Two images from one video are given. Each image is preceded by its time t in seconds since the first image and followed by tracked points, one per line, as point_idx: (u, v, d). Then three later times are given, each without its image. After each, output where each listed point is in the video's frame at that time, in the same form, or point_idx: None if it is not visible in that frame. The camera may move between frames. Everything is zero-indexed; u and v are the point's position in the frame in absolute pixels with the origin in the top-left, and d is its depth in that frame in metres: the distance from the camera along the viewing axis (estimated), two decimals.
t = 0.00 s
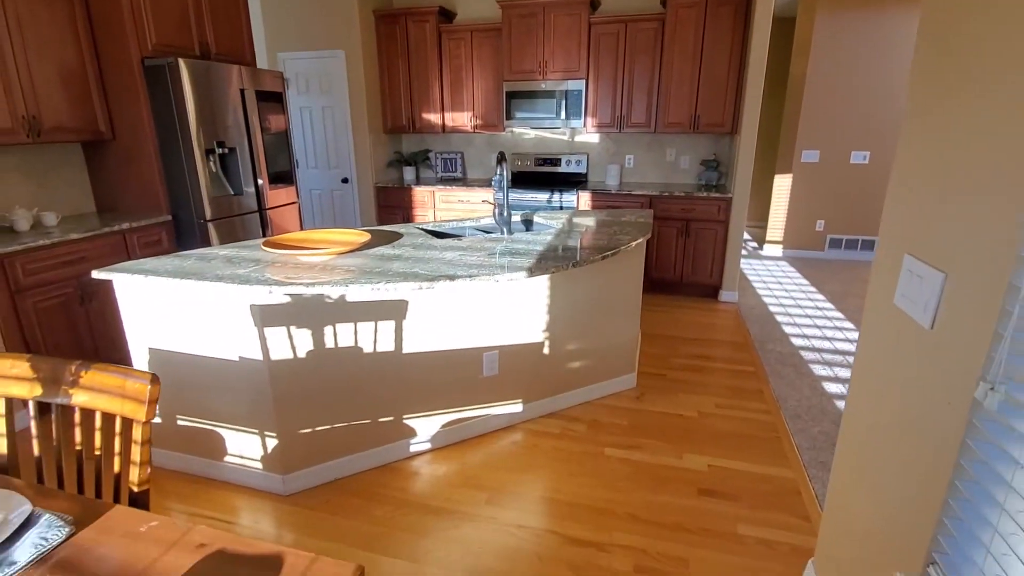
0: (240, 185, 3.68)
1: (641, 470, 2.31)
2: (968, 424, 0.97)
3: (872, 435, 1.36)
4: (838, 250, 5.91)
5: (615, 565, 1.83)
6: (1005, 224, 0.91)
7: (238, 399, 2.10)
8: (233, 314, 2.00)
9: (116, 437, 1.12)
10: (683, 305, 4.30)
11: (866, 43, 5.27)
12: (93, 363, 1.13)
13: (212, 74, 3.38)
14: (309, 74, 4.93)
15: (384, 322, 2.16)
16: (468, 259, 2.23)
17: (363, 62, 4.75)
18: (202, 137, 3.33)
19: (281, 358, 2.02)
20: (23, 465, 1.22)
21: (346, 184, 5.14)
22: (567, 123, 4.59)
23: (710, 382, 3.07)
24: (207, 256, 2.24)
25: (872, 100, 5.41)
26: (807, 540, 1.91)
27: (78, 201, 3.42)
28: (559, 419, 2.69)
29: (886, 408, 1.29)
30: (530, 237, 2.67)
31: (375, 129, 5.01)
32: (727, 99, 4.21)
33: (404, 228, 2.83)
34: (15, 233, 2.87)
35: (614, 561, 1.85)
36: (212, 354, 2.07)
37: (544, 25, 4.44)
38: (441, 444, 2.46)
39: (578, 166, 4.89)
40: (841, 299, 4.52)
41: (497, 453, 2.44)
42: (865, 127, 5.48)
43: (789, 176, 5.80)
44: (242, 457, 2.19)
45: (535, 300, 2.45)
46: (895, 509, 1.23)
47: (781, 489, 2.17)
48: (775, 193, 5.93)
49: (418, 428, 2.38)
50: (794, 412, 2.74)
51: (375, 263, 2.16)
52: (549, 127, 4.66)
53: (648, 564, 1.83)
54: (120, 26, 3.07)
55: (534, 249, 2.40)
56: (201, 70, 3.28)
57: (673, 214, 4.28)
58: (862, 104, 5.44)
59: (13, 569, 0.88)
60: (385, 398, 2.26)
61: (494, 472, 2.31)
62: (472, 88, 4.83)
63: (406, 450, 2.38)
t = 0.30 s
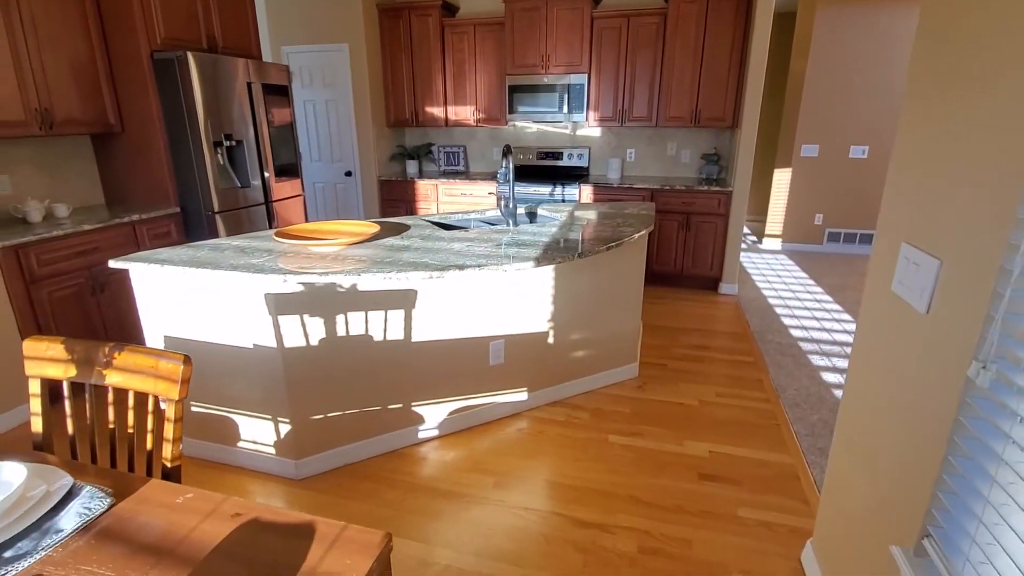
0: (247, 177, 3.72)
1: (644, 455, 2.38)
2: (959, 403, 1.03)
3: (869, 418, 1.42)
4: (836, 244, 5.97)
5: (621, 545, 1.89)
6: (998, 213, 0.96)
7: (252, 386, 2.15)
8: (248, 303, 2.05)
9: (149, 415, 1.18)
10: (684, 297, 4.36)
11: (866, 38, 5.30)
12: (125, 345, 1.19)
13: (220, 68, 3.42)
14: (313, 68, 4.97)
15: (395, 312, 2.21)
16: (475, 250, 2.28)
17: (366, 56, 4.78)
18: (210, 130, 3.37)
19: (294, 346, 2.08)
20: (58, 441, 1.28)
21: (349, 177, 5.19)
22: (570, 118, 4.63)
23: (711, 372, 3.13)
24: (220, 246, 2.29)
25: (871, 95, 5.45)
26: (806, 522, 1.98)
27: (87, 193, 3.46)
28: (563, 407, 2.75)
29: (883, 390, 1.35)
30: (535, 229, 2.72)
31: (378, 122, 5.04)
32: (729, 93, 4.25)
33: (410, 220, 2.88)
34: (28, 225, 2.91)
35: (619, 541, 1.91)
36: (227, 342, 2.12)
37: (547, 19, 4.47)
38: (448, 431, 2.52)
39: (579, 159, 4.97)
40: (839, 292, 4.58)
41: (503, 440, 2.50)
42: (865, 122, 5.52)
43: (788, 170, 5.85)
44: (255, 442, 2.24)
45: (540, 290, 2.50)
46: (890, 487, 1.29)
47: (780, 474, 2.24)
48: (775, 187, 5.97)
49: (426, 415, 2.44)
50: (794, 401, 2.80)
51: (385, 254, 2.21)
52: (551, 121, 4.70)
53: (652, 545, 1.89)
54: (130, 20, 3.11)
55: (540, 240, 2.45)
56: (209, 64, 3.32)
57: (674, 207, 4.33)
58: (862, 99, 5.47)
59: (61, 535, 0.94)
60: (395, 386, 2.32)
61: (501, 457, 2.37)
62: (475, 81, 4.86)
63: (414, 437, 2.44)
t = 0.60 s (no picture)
0: (256, 168, 3.76)
1: (651, 438, 2.45)
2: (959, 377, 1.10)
3: (873, 396, 1.49)
4: (835, 235, 6.04)
5: (631, 523, 1.96)
6: (998, 198, 1.02)
7: (270, 371, 2.21)
8: (268, 290, 2.10)
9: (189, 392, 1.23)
10: (686, 287, 4.43)
11: (866, 31, 5.35)
12: (166, 325, 1.24)
13: (229, 58, 3.44)
14: (317, 59, 5.02)
15: (409, 299, 2.26)
16: (488, 238, 2.34)
17: (371, 47, 4.81)
18: (219, 120, 3.41)
19: (312, 332, 2.13)
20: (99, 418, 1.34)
21: (354, 169, 5.24)
22: (573, 109, 4.66)
23: (714, 359, 3.21)
24: (237, 235, 2.33)
25: (872, 87, 5.50)
26: (809, 500, 2.06)
27: (97, 184, 3.49)
28: (571, 393, 2.82)
29: (886, 369, 1.42)
30: (544, 219, 2.77)
31: (383, 113, 5.07)
32: (731, 86, 4.29)
33: (421, 210, 2.92)
34: (42, 214, 2.95)
35: (629, 519, 1.98)
36: (246, 328, 2.17)
37: (551, 11, 4.50)
38: (460, 415, 2.59)
39: (583, 151, 4.99)
40: (839, 282, 4.65)
41: (514, 424, 2.56)
42: (865, 114, 5.58)
43: (788, 162, 5.91)
44: (274, 426, 2.30)
45: (549, 278, 2.56)
46: (891, 460, 1.36)
47: (783, 455, 2.31)
48: (775, 179, 6.03)
49: (438, 400, 2.50)
50: (795, 386, 2.88)
51: (400, 242, 2.26)
52: (555, 113, 4.73)
53: (661, 522, 1.97)
54: (142, 10, 3.14)
55: (550, 230, 2.50)
56: (218, 54, 3.35)
57: (676, 198, 4.39)
58: (862, 91, 5.52)
59: (118, 502, 1.00)
60: (409, 372, 2.38)
61: (512, 440, 2.44)
62: (479, 73, 4.88)
63: (427, 421, 2.51)
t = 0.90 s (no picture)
0: (268, 160, 3.81)
1: (660, 424, 2.51)
2: (963, 359, 1.14)
3: (876, 381, 1.54)
4: (839, 228, 6.07)
5: (642, 504, 2.03)
6: (1002, 186, 1.07)
7: (290, 357, 2.26)
8: (288, 278, 2.15)
9: (227, 371, 1.29)
10: (692, 279, 4.48)
11: (873, 23, 5.35)
12: (204, 308, 1.29)
13: (241, 50, 3.48)
14: (325, 51, 5.05)
15: (425, 287, 2.31)
16: (502, 228, 2.39)
17: (379, 39, 4.84)
18: (232, 111, 3.45)
19: (332, 319, 2.19)
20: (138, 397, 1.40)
21: (362, 160, 5.28)
22: (581, 102, 4.71)
23: (721, 348, 3.26)
24: (255, 224, 2.38)
25: (878, 80, 5.51)
26: (814, 483, 2.12)
27: (110, 174, 3.53)
28: (581, 380, 2.88)
29: (890, 353, 1.47)
30: (555, 210, 2.82)
31: (391, 106, 5.10)
32: (738, 78, 4.31)
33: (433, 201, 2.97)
34: (59, 204, 3.00)
35: (640, 500, 2.04)
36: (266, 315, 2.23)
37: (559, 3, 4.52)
38: (474, 402, 2.64)
39: (588, 144, 5.06)
40: (842, 274, 4.70)
41: (526, 411, 2.62)
42: (870, 107, 5.59)
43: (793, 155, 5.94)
44: (293, 411, 2.36)
45: (561, 268, 2.61)
46: (893, 440, 1.41)
47: (789, 440, 2.37)
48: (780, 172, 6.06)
49: (452, 386, 2.56)
50: (801, 375, 2.93)
51: (416, 231, 2.30)
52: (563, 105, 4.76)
53: (671, 503, 2.03)
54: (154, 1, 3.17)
55: (562, 220, 2.55)
56: (231, 46, 3.38)
57: (683, 190, 4.43)
58: (868, 84, 5.54)
59: (168, 472, 1.06)
60: (424, 359, 2.44)
61: (524, 425, 2.50)
62: (487, 65, 4.90)
63: (442, 407, 2.57)
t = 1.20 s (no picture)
0: (288, 154, 3.87)
1: (676, 416, 2.53)
2: (981, 348, 1.14)
3: (892, 373, 1.54)
4: (856, 225, 6.01)
5: (658, 493, 2.05)
6: (1018, 179, 1.07)
7: (313, 347, 2.31)
8: (312, 269, 2.19)
9: (260, 356, 1.33)
10: (707, 275, 4.48)
11: (894, 17, 5.27)
12: (238, 296, 1.34)
13: (262, 45, 3.53)
14: (343, 46, 5.12)
15: (445, 280, 2.35)
16: (520, 221, 2.41)
17: (397, 34, 4.88)
18: (254, 106, 3.52)
19: (354, 309, 2.24)
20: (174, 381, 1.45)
21: (379, 155, 5.34)
22: (597, 97, 4.70)
23: (736, 343, 3.27)
24: (279, 217, 2.43)
25: (898, 75, 5.43)
26: (830, 475, 2.13)
27: (134, 168, 3.61)
28: (596, 373, 2.91)
29: (906, 346, 1.47)
30: (572, 204, 2.84)
31: (408, 101, 5.14)
32: (756, 73, 4.28)
33: (451, 194, 3.00)
34: (86, 196, 3.07)
35: (656, 490, 2.07)
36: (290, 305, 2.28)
37: None
38: (491, 393, 2.68)
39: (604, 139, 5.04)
40: (859, 270, 4.66)
41: (542, 402, 2.65)
42: (890, 102, 5.52)
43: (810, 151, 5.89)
44: (315, 399, 2.41)
45: (578, 261, 2.63)
46: (908, 432, 1.42)
47: (804, 433, 2.38)
48: (797, 168, 6.02)
49: (471, 377, 2.60)
50: (817, 370, 2.93)
51: (435, 224, 2.34)
52: (580, 100, 4.76)
53: (687, 493, 2.05)
54: None
55: (579, 215, 2.57)
56: (253, 41, 3.44)
57: (699, 185, 4.42)
58: (889, 79, 5.46)
59: (208, 452, 1.11)
60: (443, 350, 2.48)
61: (541, 416, 2.54)
62: (503, 60, 4.91)
63: (460, 397, 2.61)
